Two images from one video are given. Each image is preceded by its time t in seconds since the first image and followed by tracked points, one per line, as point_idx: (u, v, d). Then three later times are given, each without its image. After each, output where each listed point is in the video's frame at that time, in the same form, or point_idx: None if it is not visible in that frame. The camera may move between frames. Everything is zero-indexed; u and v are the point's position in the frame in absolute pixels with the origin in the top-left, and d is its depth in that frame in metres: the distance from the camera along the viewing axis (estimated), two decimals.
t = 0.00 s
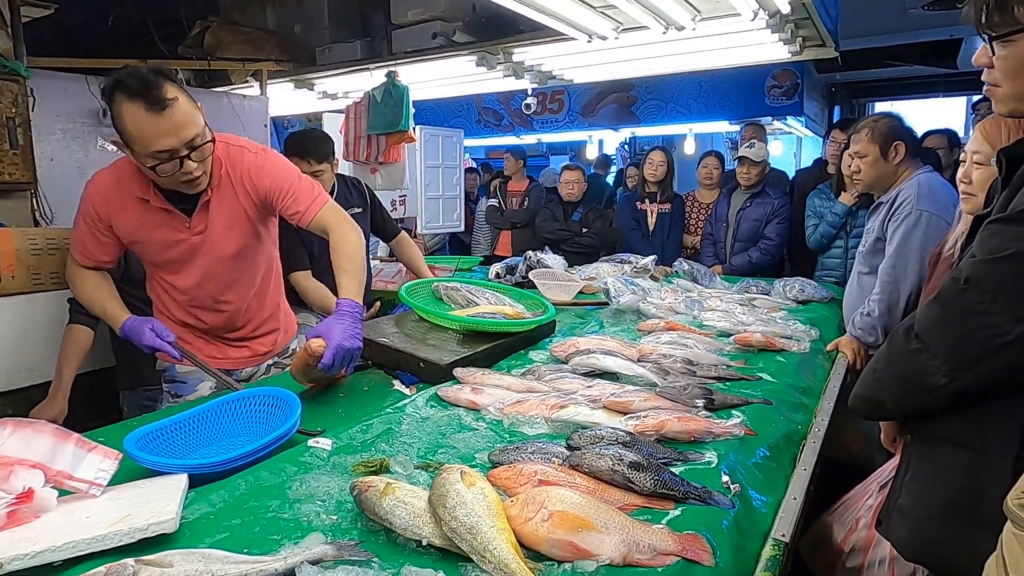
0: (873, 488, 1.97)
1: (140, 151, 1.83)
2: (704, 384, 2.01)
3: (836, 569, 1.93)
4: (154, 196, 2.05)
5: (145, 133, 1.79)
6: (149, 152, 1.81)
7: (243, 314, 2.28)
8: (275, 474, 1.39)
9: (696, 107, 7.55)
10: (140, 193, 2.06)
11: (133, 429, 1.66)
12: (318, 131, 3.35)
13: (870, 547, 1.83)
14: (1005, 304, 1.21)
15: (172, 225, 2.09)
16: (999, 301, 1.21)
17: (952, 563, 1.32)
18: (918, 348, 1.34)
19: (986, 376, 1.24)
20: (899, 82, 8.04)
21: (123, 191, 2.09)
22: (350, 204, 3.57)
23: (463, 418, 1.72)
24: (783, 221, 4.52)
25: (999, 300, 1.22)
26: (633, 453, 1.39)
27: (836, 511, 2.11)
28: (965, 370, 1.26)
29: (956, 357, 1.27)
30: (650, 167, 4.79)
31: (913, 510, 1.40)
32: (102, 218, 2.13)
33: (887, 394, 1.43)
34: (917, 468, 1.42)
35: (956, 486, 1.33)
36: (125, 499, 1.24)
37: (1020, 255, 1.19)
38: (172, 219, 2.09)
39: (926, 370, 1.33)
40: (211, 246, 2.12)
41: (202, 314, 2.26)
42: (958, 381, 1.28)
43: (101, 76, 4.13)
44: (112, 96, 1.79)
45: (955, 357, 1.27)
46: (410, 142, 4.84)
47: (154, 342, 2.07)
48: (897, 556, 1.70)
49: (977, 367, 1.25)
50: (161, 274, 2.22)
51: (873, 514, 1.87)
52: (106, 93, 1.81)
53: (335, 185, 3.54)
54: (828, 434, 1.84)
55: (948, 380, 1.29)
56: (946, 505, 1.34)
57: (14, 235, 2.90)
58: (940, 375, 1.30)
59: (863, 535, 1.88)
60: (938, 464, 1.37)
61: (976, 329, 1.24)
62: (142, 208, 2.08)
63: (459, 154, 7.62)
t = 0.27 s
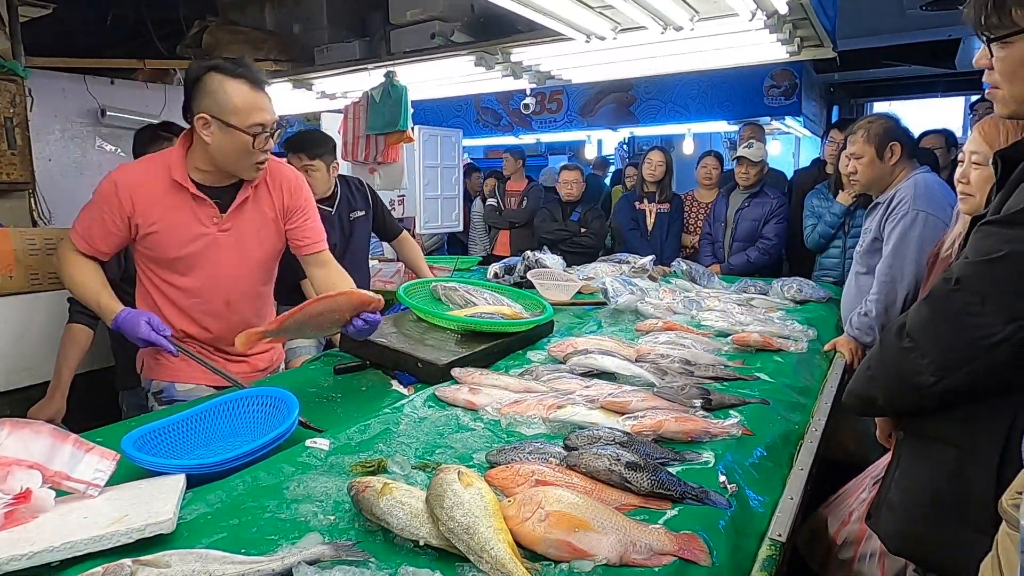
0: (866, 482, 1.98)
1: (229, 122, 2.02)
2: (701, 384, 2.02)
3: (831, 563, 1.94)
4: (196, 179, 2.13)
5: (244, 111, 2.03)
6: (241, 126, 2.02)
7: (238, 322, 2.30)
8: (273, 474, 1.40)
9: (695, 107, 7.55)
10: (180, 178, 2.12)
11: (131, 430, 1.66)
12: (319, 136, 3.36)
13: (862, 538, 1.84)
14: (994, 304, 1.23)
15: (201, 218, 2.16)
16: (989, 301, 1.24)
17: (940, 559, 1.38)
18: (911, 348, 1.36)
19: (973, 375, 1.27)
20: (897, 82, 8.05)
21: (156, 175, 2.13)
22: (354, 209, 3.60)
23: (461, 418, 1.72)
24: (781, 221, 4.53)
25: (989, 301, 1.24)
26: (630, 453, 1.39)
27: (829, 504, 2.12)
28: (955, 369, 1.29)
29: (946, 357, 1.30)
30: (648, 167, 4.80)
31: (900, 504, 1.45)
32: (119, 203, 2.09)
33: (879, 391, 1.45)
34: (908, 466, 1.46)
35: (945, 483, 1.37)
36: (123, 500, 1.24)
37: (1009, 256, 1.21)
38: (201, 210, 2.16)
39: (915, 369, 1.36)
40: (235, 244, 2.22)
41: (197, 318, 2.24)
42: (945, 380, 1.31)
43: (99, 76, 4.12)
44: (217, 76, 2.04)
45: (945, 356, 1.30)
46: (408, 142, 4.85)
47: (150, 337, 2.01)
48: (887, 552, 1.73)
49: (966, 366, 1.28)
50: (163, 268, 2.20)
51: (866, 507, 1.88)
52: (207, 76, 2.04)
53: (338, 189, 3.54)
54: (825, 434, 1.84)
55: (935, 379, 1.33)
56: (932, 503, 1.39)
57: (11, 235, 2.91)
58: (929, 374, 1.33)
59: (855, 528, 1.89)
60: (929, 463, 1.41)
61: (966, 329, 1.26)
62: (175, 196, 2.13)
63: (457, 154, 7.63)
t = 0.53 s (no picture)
0: (861, 478, 1.98)
1: (257, 83, 2.22)
2: (700, 384, 2.02)
3: (825, 559, 1.95)
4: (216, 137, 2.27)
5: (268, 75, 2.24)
6: (268, 87, 2.22)
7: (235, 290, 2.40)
8: (271, 475, 1.40)
9: (693, 107, 7.56)
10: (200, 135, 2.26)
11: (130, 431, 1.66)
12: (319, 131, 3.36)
13: (856, 535, 1.84)
14: (985, 306, 1.24)
15: (218, 179, 2.30)
16: (979, 303, 1.25)
17: (936, 558, 1.39)
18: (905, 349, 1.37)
19: (964, 376, 1.28)
20: (896, 82, 8.06)
21: (175, 133, 2.24)
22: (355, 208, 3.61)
23: (460, 419, 1.73)
24: (780, 221, 4.54)
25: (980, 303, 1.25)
26: (628, 453, 1.40)
27: (826, 500, 2.13)
28: (946, 369, 1.30)
29: (937, 357, 1.31)
30: (647, 167, 4.81)
31: (892, 502, 1.46)
32: (138, 155, 2.14)
33: (872, 390, 1.46)
34: (901, 466, 1.46)
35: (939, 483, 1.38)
36: (123, 500, 1.25)
37: (1001, 258, 1.22)
38: (217, 171, 2.29)
39: (910, 370, 1.36)
40: (245, 209, 2.37)
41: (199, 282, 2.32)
42: (938, 381, 1.32)
43: (98, 76, 4.13)
44: (239, 41, 2.22)
45: (936, 357, 1.31)
46: (407, 142, 4.86)
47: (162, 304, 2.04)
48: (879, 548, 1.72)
49: (956, 366, 1.29)
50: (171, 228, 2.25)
51: (860, 504, 1.89)
52: (229, 42, 2.23)
53: (341, 187, 3.57)
54: (822, 434, 1.85)
55: (927, 380, 1.33)
56: (924, 503, 1.40)
57: (10, 235, 2.92)
58: (920, 373, 1.34)
59: (849, 523, 1.90)
60: (920, 462, 1.41)
61: (959, 330, 1.27)
62: (196, 155, 2.25)
63: (456, 154, 7.63)
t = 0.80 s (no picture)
0: (861, 480, 1.98)
1: (255, 84, 2.29)
2: (698, 385, 2.02)
3: (825, 561, 1.96)
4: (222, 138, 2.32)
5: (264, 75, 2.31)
6: (265, 87, 2.29)
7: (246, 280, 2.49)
8: (270, 475, 1.40)
9: (692, 107, 7.57)
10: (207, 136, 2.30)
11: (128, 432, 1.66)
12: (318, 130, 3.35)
13: (856, 537, 1.85)
14: (982, 308, 1.25)
15: (226, 179, 2.37)
16: (977, 305, 1.25)
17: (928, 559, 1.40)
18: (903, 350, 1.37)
19: (962, 377, 1.29)
20: (894, 83, 8.07)
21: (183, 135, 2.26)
22: (354, 209, 3.60)
23: (459, 419, 1.73)
24: (778, 221, 4.54)
25: (978, 304, 1.25)
26: (626, 454, 1.40)
27: (827, 501, 2.14)
28: (943, 371, 1.31)
29: (934, 359, 1.32)
30: (645, 168, 4.83)
31: (891, 502, 1.47)
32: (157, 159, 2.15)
33: (871, 391, 1.46)
34: (898, 467, 1.48)
35: (938, 484, 1.39)
36: (122, 501, 1.25)
37: (998, 260, 1.23)
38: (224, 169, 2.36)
39: (908, 370, 1.37)
40: (250, 204, 2.46)
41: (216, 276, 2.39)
42: (936, 382, 1.33)
43: (97, 77, 4.13)
44: (233, 44, 2.28)
45: (934, 358, 1.32)
46: (405, 142, 4.86)
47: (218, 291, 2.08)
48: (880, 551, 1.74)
49: (953, 369, 1.29)
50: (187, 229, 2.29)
51: (860, 506, 1.89)
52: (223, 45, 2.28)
53: (341, 188, 3.56)
54: (820, 434, 1.85)
55: (926, 381, 1.34)
56: (922, 504, 1.40)
57: (9, 236, 2.91)
58: (918, 375, 1.35)
59: (849, 525, 1.90)
60: (917, 463, 1.43)
61: (956, 332, 1.28)
62: (205, 157, 2.30)
63: (455, 154, 7.63)
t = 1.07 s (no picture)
0: (861, 481, 1.99)
1: (249, 87, 2.35)
2: (696, 385, 2.02)
3: (825, 563, 1.96)
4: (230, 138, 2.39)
5: (259, 78, 2.38)
6: (261, 89, 2.36)
7: (258, 276, 2.56)
8: (268, 476, 1.40)
9: (691, 107, 7.57)
10: (216, 137, 2.37)
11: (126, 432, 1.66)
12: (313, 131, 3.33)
13: (857, 539, 1.85)
14: (980, 308, 1.25)
15: (234, 176, 2.46)
16: (975, 305, 1.26)
17: (924, 559, 1.41)
18: (902, 350, 1.38)
19: (961, 377, 1.29)
20: (893, 83, 8.08)
21: (194, 136, 2.34)
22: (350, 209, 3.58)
23: (457, 419, 1.73)
24: (776, 221, 4.54)
25: (977, 305, 1.26)
26: (624, 454, 1.40)
27: (826, 503, 2.14)
28: (942, 371, 1.31)
29: (933, 359, 1.32)
30: (643, 168, 4.84)
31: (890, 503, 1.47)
32: (178, 157, 2.25)
33: (870, 391, 1.46)
34: (897, 467, 1.48)
35: (937, 484, 1.39)
36: (120, 501, 1.25)
37: (998, 260, 1.23)
38: (233, 168, 2.45)
39: (907, 371, 1.37)
40: (255, 202, 2.57)
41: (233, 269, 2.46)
42: (936, 382, 1.33)
43: (95, 77, 4.12)
44: (229, 51, 2.35)
45: (933, 358, 1.32)
46: (404, 142, 4.87)
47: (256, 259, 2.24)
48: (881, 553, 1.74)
49: (952, 369, 1.30)
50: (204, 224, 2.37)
51: (861, 508, 1.89)
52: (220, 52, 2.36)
53: (334, 188, 3.55)
54: (818, 434, 1.85)
55: (925, 381, 1.34)
56: (921, 505, 1.41)
57: (7, 236, 2.91)
58: (917, 375, 1.35)
59: (850, 527, 1.90)
60: (916, 463, 1.43)
61: (955, 332, 1.28)
62: (215, 155, 2.38)
63: (453, 154, 7.63)
